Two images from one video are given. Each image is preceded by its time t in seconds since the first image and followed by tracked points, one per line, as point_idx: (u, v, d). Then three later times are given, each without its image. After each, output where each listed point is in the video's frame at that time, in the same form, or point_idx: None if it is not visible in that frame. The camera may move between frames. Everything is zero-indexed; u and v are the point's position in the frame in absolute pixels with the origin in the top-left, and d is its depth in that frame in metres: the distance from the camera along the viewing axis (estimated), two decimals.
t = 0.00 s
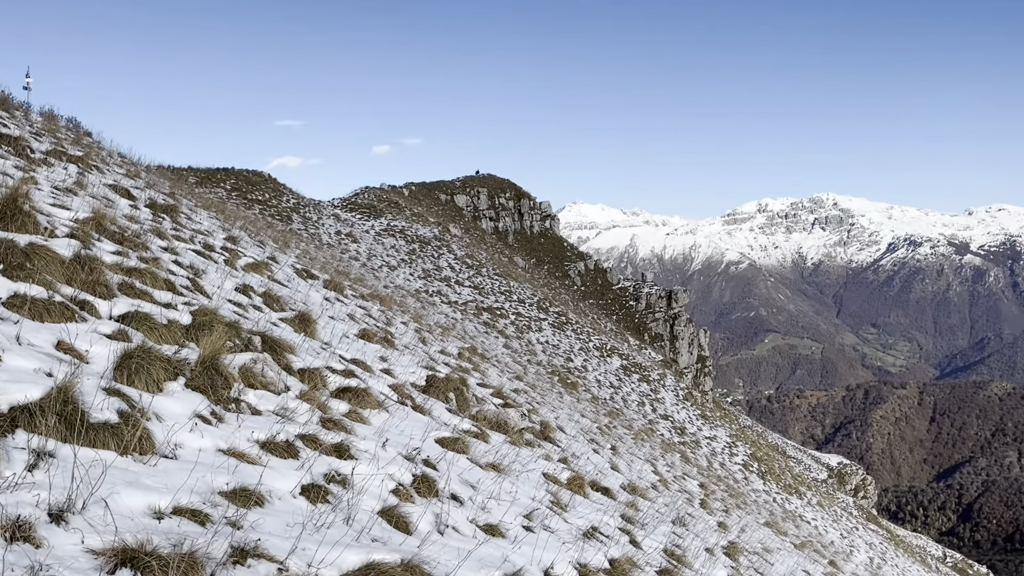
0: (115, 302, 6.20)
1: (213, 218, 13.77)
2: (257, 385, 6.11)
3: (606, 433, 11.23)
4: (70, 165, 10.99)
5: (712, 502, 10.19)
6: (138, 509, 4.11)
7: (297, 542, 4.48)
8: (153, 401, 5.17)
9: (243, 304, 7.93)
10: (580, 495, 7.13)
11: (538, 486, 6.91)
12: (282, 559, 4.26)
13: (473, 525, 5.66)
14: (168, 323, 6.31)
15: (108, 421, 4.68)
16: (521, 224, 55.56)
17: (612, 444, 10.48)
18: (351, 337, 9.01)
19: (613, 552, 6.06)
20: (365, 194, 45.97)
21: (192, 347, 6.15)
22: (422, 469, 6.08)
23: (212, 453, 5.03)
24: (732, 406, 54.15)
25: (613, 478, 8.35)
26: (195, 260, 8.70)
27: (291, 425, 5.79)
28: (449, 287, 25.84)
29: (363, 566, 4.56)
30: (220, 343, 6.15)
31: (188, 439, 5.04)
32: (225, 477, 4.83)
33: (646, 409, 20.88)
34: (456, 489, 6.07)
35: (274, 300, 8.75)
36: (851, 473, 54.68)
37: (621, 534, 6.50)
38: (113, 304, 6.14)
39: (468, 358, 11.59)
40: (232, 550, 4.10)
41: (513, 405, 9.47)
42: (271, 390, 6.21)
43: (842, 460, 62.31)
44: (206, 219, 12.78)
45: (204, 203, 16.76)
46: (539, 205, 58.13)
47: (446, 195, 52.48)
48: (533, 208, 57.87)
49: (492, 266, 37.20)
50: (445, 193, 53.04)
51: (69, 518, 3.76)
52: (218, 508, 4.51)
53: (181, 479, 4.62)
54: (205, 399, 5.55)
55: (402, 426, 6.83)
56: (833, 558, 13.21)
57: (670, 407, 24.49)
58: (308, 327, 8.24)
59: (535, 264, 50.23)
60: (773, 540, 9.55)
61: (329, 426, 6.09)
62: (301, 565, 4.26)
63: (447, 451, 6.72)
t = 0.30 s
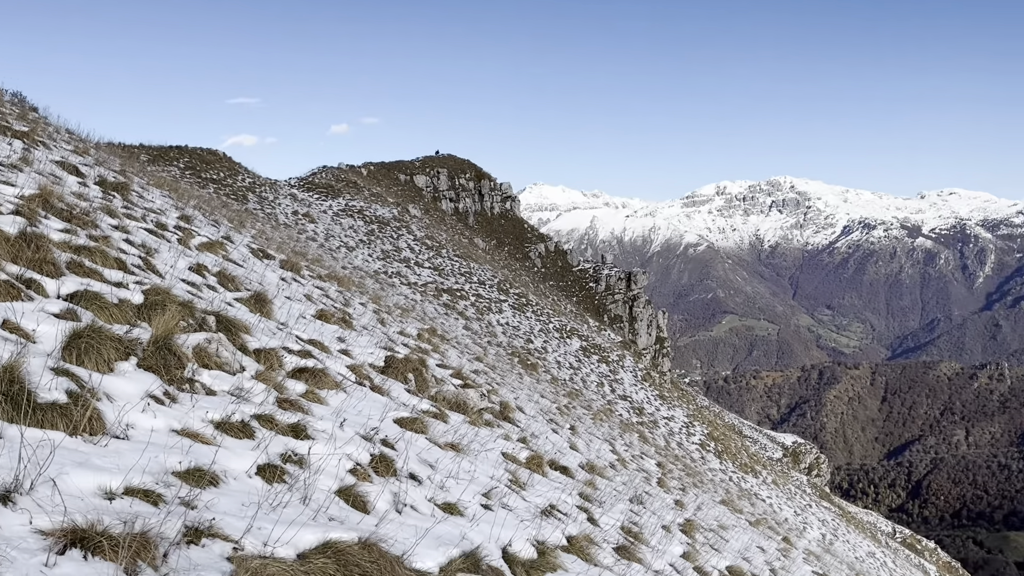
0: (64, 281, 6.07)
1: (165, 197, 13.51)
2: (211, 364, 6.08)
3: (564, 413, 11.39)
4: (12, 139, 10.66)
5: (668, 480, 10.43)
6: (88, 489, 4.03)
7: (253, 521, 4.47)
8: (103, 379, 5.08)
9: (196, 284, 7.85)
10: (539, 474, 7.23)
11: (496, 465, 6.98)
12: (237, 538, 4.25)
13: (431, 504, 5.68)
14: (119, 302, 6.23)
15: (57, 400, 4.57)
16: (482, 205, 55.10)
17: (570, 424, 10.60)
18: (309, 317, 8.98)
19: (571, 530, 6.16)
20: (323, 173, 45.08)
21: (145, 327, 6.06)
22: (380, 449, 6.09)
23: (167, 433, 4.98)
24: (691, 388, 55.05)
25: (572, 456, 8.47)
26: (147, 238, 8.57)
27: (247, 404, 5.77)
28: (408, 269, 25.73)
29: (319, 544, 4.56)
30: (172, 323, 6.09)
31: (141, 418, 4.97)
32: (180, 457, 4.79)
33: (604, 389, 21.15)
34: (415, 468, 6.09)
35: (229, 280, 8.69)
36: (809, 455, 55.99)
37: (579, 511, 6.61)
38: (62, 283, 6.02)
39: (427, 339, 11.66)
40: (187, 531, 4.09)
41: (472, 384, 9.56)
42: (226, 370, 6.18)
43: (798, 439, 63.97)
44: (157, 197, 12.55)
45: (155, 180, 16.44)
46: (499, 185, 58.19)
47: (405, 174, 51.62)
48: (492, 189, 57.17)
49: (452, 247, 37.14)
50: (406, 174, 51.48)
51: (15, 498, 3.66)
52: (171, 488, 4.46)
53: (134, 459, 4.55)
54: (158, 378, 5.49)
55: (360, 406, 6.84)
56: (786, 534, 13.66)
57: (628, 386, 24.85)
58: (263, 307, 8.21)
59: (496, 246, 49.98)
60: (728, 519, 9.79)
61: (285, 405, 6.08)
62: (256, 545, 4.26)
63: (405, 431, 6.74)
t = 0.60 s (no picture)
0: None
1: (101, 159, 13.17)
2: (151, 329, 6.01)
3: (514, 381, 11.93)
4: None
5: (614, 446, 11.09)
6: (19, 452, 3.93)
7: (195, 484, 4.44)
8: (36, 343, 4.96)
9: (136, 247, 7.74)
10: (487, 439, 7.45)
11: (444, 430, 7.12)
12: (179, 501, 4.22)
13: (377, 467, 5.72)
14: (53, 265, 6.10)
15: None
16: (433, 173, 53.71)
17: (520, 391, 11.23)
18: (253, 284, 8.97)
19: (518, 493, 6.35)
20: (269, 139, 43.70)
21: (83, 291, 5.93)
22: (327, 414, 6.12)
23: (104, 396, 4.89)
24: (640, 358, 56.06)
25: (520, 423, 8.77)
26: (83, 201, 8.41)
27: (189, 368, 5.73)
28: (357, 237, 25.56)
29: (263, 506, 4.57)
30: (110, 286, 6.00)
31: (77, 382, 4.87)
32: (118, 421, 4.71)
33: (553, 357, 21.51)
34: (362, 433, 6.14)
35: (171, 244, 8.59)
36: (757, 424, 57.25)
37: (526, 475, 6.84)
38: None
39: (377, 309, 11.96)
40: (125, 493, 4.05)
41: (421, 352, 9.81)
42: (167, 335, 6.13)
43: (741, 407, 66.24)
44: (93, 159, 12.23)
45: (90, 142, 15.98)
46: (449, 153, 56.16)
47: (353, 140, 50.15)
48: (442, 156, 55.79)
49: (401, 215, 36.95)
50: (355, 141, 49.90)
51: None
52: (109, 451, 4.39)
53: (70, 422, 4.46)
54: (95, 342, 5.40)
55: (306, 372, 6.88)
56: (728, 498, 14.32)
57: (577, 355, 25.28)
58: (207, 272, 8.18)
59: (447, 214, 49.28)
60: (671, 483, 10.50)
61: (229, 370, 6.07)
62: (198, 507, 4.25)
63: (352, 396, 6.81)
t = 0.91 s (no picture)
0: None
1: (18, 106, 12.65)
2: (75, 281, 5.89)
3: (453, 339, 12.50)
4: None
5: (553, 401, 11.76)
6: None
7: (120, 436, 4.38)
8: None
9: (59, 198, 7.54)
10: (425, 393, 7.72)
11: (381, 385, 7.30)
12: (104, 453, 4.17)
13: (312, 420, 5.76)
14: None
15: None
16: (372, 129, 52.35)
17: (460, 348, 11.79)
18: (184, 237, 8.89)
19: (455, 446, 6.55)
20: (200, 92, 41.87)
21: None
22: (260, 367, 6.14)
23: (21, 348, 4.75)
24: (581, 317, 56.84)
25: (459, 378, 9.20)
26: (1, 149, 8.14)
27: (114, 321, 5.65)
28: (294, 193, 25.24)
29: (192, 458, 4.55)
30: (29, 237, 5.83)
31: None
32: (38, 372, 4.58)
33: (494, 316, 21.85)
34: (296, 386, 6.18)
35: (96, 195, 8.40)
36: (694, 381, 58.72)
37: (464, 429, 7.15)
38: None
39: (314, 264, 12.14)
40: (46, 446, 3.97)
41: (358, 308, 10.09)
42: (92, 288, 6.01)
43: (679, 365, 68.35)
44: (10, 107, 11.76)
45: (6, 89, 15.32)
46: (388, 108, 54.94)
47: (290, 94, 48.66)
48: (382, 112, 54.38)
49: (339, 172, 36.47)
50: (291, 94, 48.51)
51: None
52: (30, 403, 4.27)
53: None
54: (14, 293, 5.25)
55: (239, 326, 6.90)
56: (664, 453, 14.95)
57: (517, 314, 25.66)
58: (135, 225, 8.06)
59: (386, 172, 48.31)
60: (609, 438, 10.98)
61: (157, 322, 6.03)
62: (124, 459, 4.21)
63: (286, 350, 6.88)
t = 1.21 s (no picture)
0: None
1: None
2: None
3: (387, 300, 12.88)
4: None
5: (487, 360, 12.35)
6: None
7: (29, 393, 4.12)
8: None
9: None
10: (354, 352, 7.95)
11: (309, 343, 7.44)
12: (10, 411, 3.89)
13: (235, 378, 5.76)
14: None
15: None
16: (303, 86, 51.00)
17: (395, 308, 12.16)
18: (102, 193, 8.69)
19: (384, 404, 6.71)
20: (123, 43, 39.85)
21: None
22: (182, 326, 6.10)
23: None
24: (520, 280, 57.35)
25: (391, 338, 9.52)
26: None
27: (23, 277, 5.44)
28: (221, 151, 24.68)
29: (108, 416, 4.39)
30: None
31: None
32: None
33: (429, 277, 22.10)
34: (220, 344, 6.19)
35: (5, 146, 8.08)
36: (630, 342, 60.26)
37: (394, 387, 7.40)
38: None
39: (241, 223, 12.12)
40: None
41: (287, 268, 10.19)
42: None
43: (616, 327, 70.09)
44: None
45: None
46: (321, 63, 53.45)
47: (217, 49, 46.89)
48: (314, 68, 52.78)
49: (268, 129, 35.67)
50: (217, 49, 46.85)
51: None
52: None
53: None
54: None
55: (160, 284, 6.84)
56: (599, 411, 15.49)
57: (452, 275, 25.91)
58: (47, 178, 7.80)
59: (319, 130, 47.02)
60: (543, 397, 11.65)
61: (71, 280, 5.88)
62: (32, 417, 3.96)
63: (210, 308, 6.87)
